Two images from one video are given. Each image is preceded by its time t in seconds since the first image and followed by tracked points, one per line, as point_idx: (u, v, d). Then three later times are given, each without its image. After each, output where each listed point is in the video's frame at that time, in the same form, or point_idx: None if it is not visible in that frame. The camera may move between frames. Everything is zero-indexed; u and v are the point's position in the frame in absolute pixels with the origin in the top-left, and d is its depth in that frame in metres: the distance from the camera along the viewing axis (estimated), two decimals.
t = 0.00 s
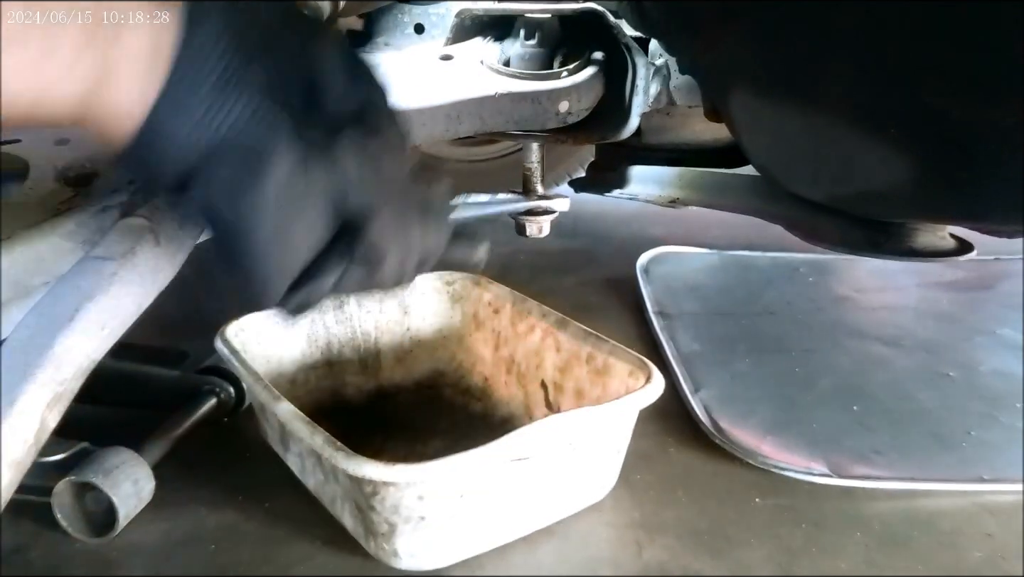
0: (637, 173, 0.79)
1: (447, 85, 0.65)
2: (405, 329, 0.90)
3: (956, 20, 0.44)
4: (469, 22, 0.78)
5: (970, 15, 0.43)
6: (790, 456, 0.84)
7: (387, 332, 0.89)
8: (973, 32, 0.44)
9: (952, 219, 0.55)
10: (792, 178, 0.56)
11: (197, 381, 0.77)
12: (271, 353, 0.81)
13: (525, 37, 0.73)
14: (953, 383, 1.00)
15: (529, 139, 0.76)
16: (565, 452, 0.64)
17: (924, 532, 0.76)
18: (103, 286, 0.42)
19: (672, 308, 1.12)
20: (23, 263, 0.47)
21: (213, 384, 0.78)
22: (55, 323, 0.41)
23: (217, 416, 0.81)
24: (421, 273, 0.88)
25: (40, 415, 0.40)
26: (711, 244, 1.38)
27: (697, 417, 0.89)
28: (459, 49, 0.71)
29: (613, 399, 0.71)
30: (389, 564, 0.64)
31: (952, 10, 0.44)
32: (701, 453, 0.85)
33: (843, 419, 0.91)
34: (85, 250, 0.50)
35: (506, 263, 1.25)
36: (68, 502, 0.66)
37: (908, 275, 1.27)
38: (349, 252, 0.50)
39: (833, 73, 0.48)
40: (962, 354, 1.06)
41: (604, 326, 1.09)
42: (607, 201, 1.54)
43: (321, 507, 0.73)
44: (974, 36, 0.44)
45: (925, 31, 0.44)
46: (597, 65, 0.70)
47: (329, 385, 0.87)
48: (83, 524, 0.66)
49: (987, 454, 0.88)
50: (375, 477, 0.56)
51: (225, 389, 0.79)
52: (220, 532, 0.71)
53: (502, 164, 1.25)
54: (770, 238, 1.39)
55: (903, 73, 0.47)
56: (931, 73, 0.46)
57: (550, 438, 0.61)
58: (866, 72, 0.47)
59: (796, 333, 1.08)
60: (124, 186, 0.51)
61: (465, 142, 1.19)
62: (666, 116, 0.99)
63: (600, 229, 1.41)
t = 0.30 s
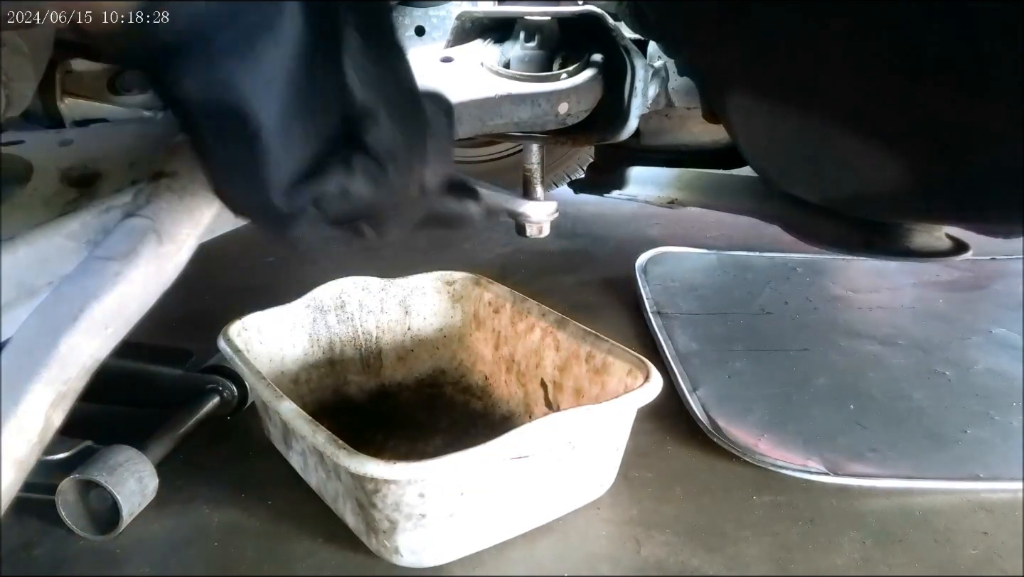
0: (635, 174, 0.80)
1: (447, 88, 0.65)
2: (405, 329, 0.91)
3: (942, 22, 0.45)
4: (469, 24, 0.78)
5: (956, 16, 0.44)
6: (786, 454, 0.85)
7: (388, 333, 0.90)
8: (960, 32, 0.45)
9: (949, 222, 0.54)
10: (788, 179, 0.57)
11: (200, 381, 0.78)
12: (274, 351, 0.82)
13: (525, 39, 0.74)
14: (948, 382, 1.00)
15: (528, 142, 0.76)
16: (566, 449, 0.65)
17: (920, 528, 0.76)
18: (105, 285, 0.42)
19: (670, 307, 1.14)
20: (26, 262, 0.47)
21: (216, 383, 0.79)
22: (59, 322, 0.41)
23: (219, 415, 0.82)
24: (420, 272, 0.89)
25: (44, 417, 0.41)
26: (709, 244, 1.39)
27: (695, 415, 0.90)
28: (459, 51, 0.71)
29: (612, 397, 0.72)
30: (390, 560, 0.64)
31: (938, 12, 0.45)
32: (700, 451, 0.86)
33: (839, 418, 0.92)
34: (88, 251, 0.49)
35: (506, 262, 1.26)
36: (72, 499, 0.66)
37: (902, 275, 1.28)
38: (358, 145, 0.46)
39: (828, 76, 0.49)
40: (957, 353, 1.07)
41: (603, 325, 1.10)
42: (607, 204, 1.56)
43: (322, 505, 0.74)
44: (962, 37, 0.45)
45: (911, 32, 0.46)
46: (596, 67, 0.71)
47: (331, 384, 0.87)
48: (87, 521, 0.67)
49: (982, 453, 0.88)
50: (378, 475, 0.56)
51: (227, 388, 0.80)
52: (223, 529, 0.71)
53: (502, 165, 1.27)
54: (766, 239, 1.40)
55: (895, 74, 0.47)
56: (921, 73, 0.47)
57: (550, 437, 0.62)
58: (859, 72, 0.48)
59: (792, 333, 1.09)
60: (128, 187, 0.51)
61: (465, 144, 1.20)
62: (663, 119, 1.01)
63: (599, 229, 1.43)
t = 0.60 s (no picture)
0: (635, 175, 0.80)
1: (447, 88, 0.65)
2: (405, 329, 0.92)
3: (944, 21, 0.45)
4: (470, 24, 0.78)
5: (959, 14, 0.44)
6: (786, 454, 0.85)
7: (388, 334, 0.91)
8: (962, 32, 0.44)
9: (951, 222, 0.54)
10: (787, 179, 0.57)
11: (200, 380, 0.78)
12: (274, 351, 0.81)
13: (525, 39, 0.74)
14: (948, 382, 1.00)
15: (528, 142, 0.76)
16: (565, 449, 0.65)
17: (919, 528, 0.76)
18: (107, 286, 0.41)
19: (669, 307, 1.14)
20: (25, 263, 0.47)
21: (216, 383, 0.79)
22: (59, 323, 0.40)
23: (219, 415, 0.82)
24: (420, 273, 0.90)
25: (44, 417, 0.40)
26: (709, 244, 1.39)
27: (695, 415, 0.90)
28: (458, 51, 0.71)
29: (612, 397, 0.72)
30: (390, 560, 0.65)
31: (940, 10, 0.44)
32: (699, 451, 0.86)
33: (838, 418, 0.92)
34: (86, 250, 0.48)
35: (506, 262, 1.26)
36: (72, 499, 0.66)
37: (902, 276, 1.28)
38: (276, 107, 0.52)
39: (828, 75, 0.49)
40: (957, 353, 1.07)
41: (603, 324, 1.10)
42: (607, 204, 1.57)
43: (322, 505, 0.74)
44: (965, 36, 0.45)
45: (912, 31, 0.46)
46: (596, 67, 0.71)
47: (331, 383, 0.87)
48: (87, 521, 0.67)
49: (983, 453, 0.88)
50: (377, 475, 0.56)
51: (227, 388, 0.80)
52: (223, 529, 0.71)
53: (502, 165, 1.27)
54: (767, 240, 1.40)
55: (895, 73, 0.47)
56: (923, 72, 0.47)
57: (550, 437, 0.62)
58: (858, 72, 0.48)
59: (792, 334, 1.09)
60: (127, 189, 0.52)
61: (466, 144, 1.20)
62: (664, 119, 1.01)
63: (599, 229, 1.43)
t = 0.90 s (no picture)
0: (635, 174, 0.80)
1: (447, 88, 0.65)
2: (406, 328, 0.92)
3: (943, 19, 0.44)
4: (469, 25, 0.78)
5: (958, 12, 0.44)
6: (786, 454, 0.85)
7: (389, 333, 0.91)
8: (961, 30, 0.44)
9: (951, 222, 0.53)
10: (787, 180, 0.57)
11: (200, 380, 0.78)
12: (274, 351, 0.81)
13: (525, 39, 0.74)
14: (948, 382, 1.00)
15: (528, 142, 0.76)
16: (565, 449, 0.65)
17: (919, 529, 0.76)
18: (105, 287, 0.40)
19: (670, 307, 1.14)
20: (25, 261, 0.46)
21: (216, 383, 0.79)
22: (58, 325, 0.40)
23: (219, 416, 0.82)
24: (420, 273, 0.90)
25: (42, 417, 0.40)
26: (709, 244, 1.39)
27: (695, 415, 0.90)
28: (458, 51, 0.71)
29: (612, 397, 0.72)
30: (389, 560, 0.64)
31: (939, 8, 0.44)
32: (699, 451, 0.86)
33: (838, 418, 0.92)
34: (86, 251, 0.48)
35: (506, 262, 1.26)
36: (72, 499, 0.66)
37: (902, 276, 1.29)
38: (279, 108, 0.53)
39: (828, 75, 0.49)
40: (957, 353, 1.07)
41: (603, 324, 1.10)
42: (607, 205, 1.57)
43: (322, 505, 0.74)
44: (965, 33, 0.44)
45: (911, 31, 0.46)
46: (596, 67, 0.71)
47: (331, 383, 0.87)
48: (86, 520, 0.67)
49: (983, 452, 0.88)
50: (377, 474, 0.56)
51: (227, 388, 0.80)
52: (223, 529, 0.71)
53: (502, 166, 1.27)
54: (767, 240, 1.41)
55: (895, 71, 0.47)
56: (922, 71, 0.47)
57: (551, 437, 0.62)
58: (857, 72, 0.48)
59: (792, 334, 1.09)
60: (127, 189, 0.52)
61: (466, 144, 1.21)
62: (664, 119, 1.00)
63: (600, 229, 1.43)
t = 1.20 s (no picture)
0: (634, 174, 0.80)
1: (447, 89, 0.65)
2: (406, 328, 0.92)
3: (942, 18, 0.44)
4: (469, 25, 0.78)
5: (957, 12, 0.44)
6: (787, 454, 0.85)
7: (388, 333, 0.91)
8: (960, 29, 0.44)
9: (950, 224, 0.54)
10: (788, 180, 0.57)
11: (200, 380, 0.78)
12: (275, 351, 0.81)
13: (525, 39, 0.74)
14: (948, 382, 1.00)
15: (528, 142, 0.76)
16: (566, 449, 0.65)
17: (919, 529, 0.76)
18: (105, 287, 0.40)
19: (670, 307, 1.14)
20: (26, 260, 0.46)
21: (216, 383, 0.79)
22: (58, 325, 0.40)
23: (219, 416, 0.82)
24: (420, 273, 0.90)
25: (43, 417, 0.40)
26: (709, 244, 1.39)
27: (695, 415, 0.90)
28: (458, 51, 0.71)
29: (612, 397, 0.72)
30: (389, 560, 0.64)
31: (938, 7, 0.44)
32: (700, 451, 0.86)
33: (839, 418, 0.92)
34: (87, 251, 0.48)
35: (506, 262, 1.26)
36: (71, 499, 0.66)
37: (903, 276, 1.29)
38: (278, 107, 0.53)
39: (827, 73, 0.49)
40: (957, 353, 1.07)
41: (603, 324, 1.10)
42: (607, 205, 1.57)
43: (321, 506, 0.74)
44: (964, 32, 0.44)
45: (911, 30, 0.46)
46: (596, 66, 0.71)
47: (331, 383, 0.88)
48: (85, 520, 0.67)
49: (982, 452, 0.88)
50: (377, 474, 0.56)
51: (227, 388, 0.80)
52: (223, 529, 0.71)
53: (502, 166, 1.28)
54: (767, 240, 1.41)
55: (894, 70, 0.47)
56: (922, 70, 0.47)
57: (551, 436, 0.62)
58: (857, 71, 0.48)
59: (792, 334, 1.09)
60: (127, 188, 0.52)
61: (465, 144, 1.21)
62: (665, 119, 1.01)
63: (600, 229, 1.43)
